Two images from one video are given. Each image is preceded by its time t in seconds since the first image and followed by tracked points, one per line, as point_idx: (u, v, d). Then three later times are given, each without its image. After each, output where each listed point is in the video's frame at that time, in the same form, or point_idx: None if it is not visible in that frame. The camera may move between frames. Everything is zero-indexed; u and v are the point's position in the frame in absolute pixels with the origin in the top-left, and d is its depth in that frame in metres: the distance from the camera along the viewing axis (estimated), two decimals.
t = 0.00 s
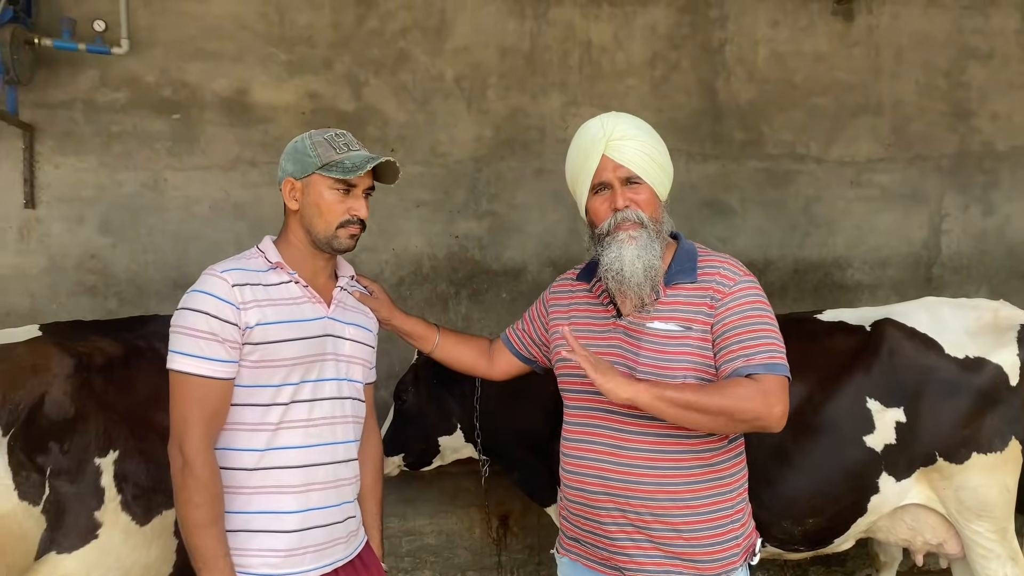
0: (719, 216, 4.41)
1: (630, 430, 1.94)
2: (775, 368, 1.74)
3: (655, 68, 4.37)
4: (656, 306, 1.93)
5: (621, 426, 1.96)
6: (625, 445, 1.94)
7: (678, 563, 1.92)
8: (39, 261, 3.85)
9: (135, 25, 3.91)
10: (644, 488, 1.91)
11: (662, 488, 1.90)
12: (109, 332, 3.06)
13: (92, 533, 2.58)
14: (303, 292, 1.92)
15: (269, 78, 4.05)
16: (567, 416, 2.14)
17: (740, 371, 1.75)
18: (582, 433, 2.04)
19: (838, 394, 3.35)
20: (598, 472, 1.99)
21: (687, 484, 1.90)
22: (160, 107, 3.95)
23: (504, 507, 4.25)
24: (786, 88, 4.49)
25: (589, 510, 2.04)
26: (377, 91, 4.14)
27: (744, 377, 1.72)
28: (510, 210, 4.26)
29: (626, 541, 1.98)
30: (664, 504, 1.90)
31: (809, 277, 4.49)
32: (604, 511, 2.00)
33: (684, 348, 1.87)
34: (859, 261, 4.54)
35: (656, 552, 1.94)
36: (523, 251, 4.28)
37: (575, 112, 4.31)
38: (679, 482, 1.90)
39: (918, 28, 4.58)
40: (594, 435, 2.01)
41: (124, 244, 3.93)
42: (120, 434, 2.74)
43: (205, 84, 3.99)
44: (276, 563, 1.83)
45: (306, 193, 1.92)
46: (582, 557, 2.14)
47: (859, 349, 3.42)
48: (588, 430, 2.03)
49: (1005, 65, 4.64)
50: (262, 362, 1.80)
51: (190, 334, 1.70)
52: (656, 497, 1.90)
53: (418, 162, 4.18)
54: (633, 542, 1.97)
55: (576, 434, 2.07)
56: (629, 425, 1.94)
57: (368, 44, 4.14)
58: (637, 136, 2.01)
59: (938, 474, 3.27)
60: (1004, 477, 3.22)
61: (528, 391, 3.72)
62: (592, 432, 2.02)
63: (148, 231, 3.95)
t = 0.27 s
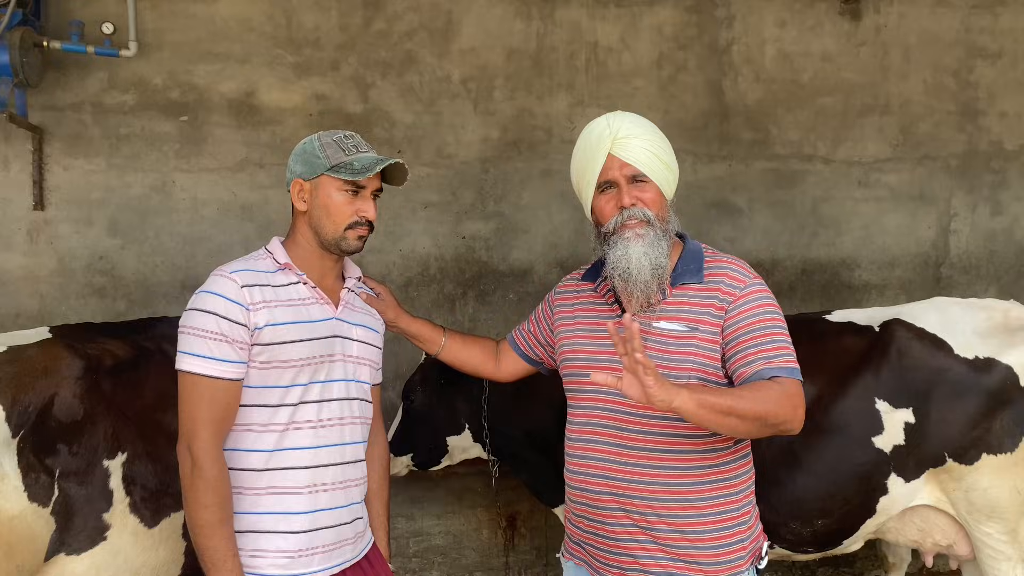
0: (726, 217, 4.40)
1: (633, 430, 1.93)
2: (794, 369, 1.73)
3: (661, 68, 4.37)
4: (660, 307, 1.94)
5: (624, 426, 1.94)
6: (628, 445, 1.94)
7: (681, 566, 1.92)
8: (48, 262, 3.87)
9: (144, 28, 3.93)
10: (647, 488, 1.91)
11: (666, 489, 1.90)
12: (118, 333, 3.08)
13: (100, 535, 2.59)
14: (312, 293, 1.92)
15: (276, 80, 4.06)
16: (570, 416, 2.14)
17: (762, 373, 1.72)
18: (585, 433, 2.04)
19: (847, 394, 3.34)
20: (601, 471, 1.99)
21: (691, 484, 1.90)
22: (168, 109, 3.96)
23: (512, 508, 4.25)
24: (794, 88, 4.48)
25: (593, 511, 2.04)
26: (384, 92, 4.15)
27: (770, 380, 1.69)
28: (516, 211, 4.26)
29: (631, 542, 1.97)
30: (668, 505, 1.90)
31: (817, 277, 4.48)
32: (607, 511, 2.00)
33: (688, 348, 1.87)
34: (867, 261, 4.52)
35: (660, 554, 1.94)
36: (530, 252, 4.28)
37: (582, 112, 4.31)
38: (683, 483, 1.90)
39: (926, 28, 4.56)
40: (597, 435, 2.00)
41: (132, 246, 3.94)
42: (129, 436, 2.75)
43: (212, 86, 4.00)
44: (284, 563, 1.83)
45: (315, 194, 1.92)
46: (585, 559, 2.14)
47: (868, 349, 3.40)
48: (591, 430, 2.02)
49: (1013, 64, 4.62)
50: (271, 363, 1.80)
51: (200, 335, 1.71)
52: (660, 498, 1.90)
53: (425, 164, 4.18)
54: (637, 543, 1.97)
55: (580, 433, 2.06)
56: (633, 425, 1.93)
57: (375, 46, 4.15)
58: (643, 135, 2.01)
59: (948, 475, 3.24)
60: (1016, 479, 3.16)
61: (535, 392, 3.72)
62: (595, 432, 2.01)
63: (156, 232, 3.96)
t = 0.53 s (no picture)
0: (730, 215, 4.39)
1: (637, 431, 1.92)
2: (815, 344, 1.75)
3: (664, 67, 4.37)
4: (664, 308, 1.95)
5: (628, 426, 1.93)
6: (633, 447, 1.93)
7: (687, 568, 1.92)
8: (52, 263, 3.87)
9: (147, 29, 3.93)
10: (652, 490, 1.91)
11: (672, 490, 1.90)
12: (122, 333, 3.08)
13: (105, 535, 2.59)
14: (313, 292, 1.92)
15: (279, 80, 4.06)
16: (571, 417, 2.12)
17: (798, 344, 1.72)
18: (587, 435, 2.03)
19: (851, 393, 3.33)
20: (606, 474, 1.98)
21: (696, 486, 1.89)
22: (171, 110, 3.97)
23: (515, 507, 4.25)
24: (797, 86, 4.47)
25: (597, 514, 2.04)
26: (386, 92, 4.15)
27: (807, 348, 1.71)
28: (519, 210, 4.26)
29: (636, 545, 1.97)
30: (674, 507, 1.90)
31: (821, 275, 4.47)
32: (612, 515, 1.99)
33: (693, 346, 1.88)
34: (871, 259, 4.51)
35: (666, 557, 1.94)
36: (534, 251, 4.27)
37: (585, 111, 4.30)
38: (688, 484, 1.89)
39: (930, 25, 4.55)
40: (599, 437, 1.99)
41: (135, 246, 3.95)
42: (133, 436, 2.75)
43: (215, 87, 4.00)
44: (286, 563, 1.83)
45: (316, 193, 1.92)
46: (587, 564, 2.14)
47: (872, 348, 3.40)
48: (592, 432, 2.01)
49: (1018, 62, 4.60)
50: (272, 362, 1.80)
51: (201, 335, 1.71)
52: (664, 499, 1.90)
53: (428, 163, 4.18)
54: (642, 547, 1.96)
55: (581, 435, 2.05)
56: (637, 425, 1.92)
57: (377, 45, 4.15)
58: (636, 133, 2.01)
59: (953, 474, 3.24)
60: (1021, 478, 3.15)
61: (538, 392, 3.72)
62: (597, 433, 2.00)
63: (160, 233, 3.97)
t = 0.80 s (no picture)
0: (730, 213, 4.39)
1: (643, 432, 1.92)
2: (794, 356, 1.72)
3: (664, 64, 4.36)
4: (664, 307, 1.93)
5: (635, 428, 1.93)
6: (640, 449, 1.92)
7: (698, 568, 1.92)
8: (52, 262, 3.88)
9: (146, 27, 3.93)
10: (661, 492, 1.90)
11: (680, 492, 1.89)
12: (123, 332, 3.08)
13: (110, 533, 2.60)
14: (309, 290, 1.92)
15: (279, 78, 4.06)
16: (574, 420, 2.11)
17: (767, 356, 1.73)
18: (591, 437, 2.02)
19: (852, 390, 3.33)
20: (614, 478, 1.97)
21: (704, 486, 1.89)
22: (171, 108, 3.96)
23: (516, 505, 4.25)
24: (798, 83, 4.47)
25: (605, 518, 2.03)
26: (387, 90, 4.15)
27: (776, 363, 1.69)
28: (520, 208, 4.26)
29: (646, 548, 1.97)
30: (683, 508, 1.89)
31: (822, 273, 4.47)
32: (622, 518, 1.98)
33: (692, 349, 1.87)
34: (872, 256, 4.51)
35: (677, 558, 1.94)
36: (534, 249, 4.28)
37: (585, 109, 4.30)
38: (695, 485, 1.89)
39: (931, 22, 4.54)
40: (606, 440, 1.98)
41: (136, 245, 3.95)
42: (136, 434, 2.76)
43: (215, 85, 4.00)
44: (285, 561, 1.83)
45: (311, 192, 1.92)
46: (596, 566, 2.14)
47: (872, 345, 3.39)
48: (597, 434, 2.00)
49: (1018, 58, 4.60)
50: (269, 361, 1.80)
51: (198, 334, 1.71)
52: (673, 501, 1.89)
53: (429, 161, 4.18)
54: (654, 549, 1.96)
55: (585, 438, 2.04)
56: (643, 427, 1.92)
57: (377, 43, 4.14)
58: (629, 133, 2.00)
59: (954, 471, 3.24)
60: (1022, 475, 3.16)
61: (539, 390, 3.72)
62: (603, 435, 1.98)
63: (160, 231, 3.97)
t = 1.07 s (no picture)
0: (731, 209, 4.38)
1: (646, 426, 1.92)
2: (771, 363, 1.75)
3: (664, 61, 4.35)
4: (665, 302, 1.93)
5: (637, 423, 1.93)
6: (642, 444, 1.92)
7: (699, 565, 1.91)
8: (52, 260, 3.87)
9: (145, 25, 3.92)
10: (662, 488, 1.89)
11: (682, 488, 1.89)
12: (124, 330, 3.07)
13: (109, 532, 2.60)
14: (309, 288, 1.92)
15: (279, 75, 4.05)
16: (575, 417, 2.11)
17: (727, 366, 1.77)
18: (594, 433, 2.02)
19: (853, 387, 3.32)
20: (615, 473, 1.96)
21: (706, 482, 1.89)
22: (171, 106, 3.96)
23: (516, 502, 4.26)
24: (798, 79, 4.46)
25: (603, 515, 2.01)
26: (386, 87, 4.14)
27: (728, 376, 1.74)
28: (520, 205, 4.25)
29: (644, 544, 1.95)
30: (684, 504, 1.89)
31: (823, 269, 4.47)
32: (621, 514, 1.97)
33: (696, 344, 1.87)
34: (873, 252, 4.50)
35: (676, 556, 1.92)
36: (534, 246, 4.27)
37: (585, 105, 4.29)
38: (697, 481, 1.89)
39: (932, 18, 4.53)
40: (609, 435, 1.98)
41: (136, 242, 3.95)
42: (135, 432, 2.75)
43: (214, 82, 3.99)
44: (285, 559, 1.83)
45: (310, 189, 1.92)
46: (592, 565, 2.12)
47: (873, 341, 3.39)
48: (601, 430, 2.01)
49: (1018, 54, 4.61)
50: (268, 359, 1.80)
51: (196, 332, 1.70)
52: (675, 497, 1.89)
53: (428, 158, 4.17)
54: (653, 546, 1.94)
55: (586, 433, 2.05)
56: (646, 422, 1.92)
57: (377, 40, 4.13)
58: (644, 130, 1.98)
59: (955, 467, 3.23)
60: None
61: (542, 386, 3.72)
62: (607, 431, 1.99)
63: (160, 229, 3.96)
